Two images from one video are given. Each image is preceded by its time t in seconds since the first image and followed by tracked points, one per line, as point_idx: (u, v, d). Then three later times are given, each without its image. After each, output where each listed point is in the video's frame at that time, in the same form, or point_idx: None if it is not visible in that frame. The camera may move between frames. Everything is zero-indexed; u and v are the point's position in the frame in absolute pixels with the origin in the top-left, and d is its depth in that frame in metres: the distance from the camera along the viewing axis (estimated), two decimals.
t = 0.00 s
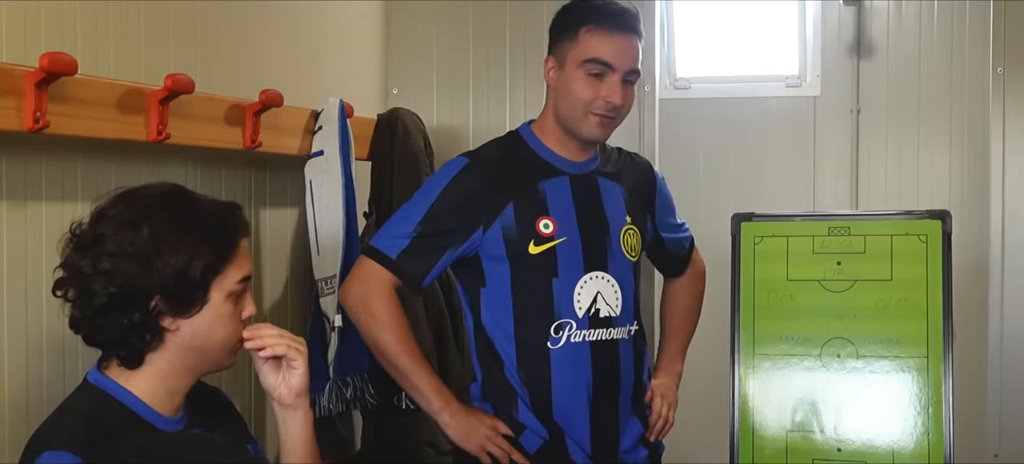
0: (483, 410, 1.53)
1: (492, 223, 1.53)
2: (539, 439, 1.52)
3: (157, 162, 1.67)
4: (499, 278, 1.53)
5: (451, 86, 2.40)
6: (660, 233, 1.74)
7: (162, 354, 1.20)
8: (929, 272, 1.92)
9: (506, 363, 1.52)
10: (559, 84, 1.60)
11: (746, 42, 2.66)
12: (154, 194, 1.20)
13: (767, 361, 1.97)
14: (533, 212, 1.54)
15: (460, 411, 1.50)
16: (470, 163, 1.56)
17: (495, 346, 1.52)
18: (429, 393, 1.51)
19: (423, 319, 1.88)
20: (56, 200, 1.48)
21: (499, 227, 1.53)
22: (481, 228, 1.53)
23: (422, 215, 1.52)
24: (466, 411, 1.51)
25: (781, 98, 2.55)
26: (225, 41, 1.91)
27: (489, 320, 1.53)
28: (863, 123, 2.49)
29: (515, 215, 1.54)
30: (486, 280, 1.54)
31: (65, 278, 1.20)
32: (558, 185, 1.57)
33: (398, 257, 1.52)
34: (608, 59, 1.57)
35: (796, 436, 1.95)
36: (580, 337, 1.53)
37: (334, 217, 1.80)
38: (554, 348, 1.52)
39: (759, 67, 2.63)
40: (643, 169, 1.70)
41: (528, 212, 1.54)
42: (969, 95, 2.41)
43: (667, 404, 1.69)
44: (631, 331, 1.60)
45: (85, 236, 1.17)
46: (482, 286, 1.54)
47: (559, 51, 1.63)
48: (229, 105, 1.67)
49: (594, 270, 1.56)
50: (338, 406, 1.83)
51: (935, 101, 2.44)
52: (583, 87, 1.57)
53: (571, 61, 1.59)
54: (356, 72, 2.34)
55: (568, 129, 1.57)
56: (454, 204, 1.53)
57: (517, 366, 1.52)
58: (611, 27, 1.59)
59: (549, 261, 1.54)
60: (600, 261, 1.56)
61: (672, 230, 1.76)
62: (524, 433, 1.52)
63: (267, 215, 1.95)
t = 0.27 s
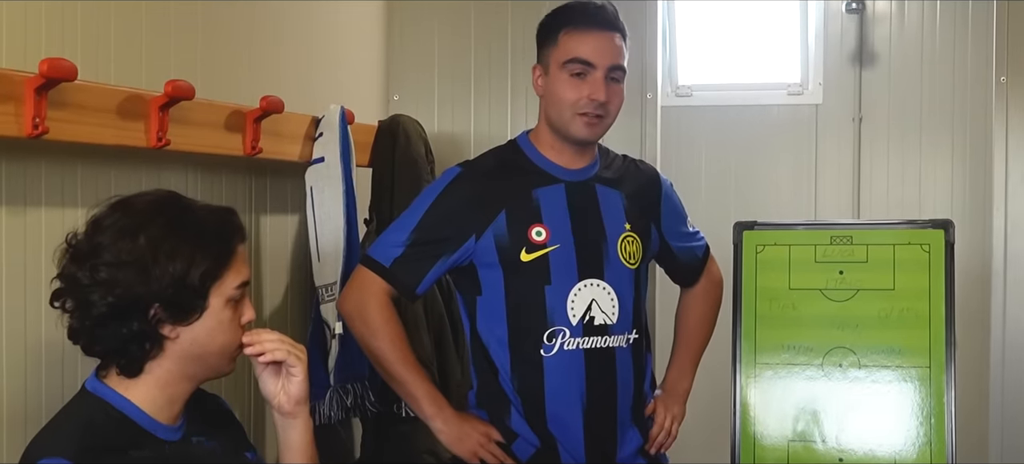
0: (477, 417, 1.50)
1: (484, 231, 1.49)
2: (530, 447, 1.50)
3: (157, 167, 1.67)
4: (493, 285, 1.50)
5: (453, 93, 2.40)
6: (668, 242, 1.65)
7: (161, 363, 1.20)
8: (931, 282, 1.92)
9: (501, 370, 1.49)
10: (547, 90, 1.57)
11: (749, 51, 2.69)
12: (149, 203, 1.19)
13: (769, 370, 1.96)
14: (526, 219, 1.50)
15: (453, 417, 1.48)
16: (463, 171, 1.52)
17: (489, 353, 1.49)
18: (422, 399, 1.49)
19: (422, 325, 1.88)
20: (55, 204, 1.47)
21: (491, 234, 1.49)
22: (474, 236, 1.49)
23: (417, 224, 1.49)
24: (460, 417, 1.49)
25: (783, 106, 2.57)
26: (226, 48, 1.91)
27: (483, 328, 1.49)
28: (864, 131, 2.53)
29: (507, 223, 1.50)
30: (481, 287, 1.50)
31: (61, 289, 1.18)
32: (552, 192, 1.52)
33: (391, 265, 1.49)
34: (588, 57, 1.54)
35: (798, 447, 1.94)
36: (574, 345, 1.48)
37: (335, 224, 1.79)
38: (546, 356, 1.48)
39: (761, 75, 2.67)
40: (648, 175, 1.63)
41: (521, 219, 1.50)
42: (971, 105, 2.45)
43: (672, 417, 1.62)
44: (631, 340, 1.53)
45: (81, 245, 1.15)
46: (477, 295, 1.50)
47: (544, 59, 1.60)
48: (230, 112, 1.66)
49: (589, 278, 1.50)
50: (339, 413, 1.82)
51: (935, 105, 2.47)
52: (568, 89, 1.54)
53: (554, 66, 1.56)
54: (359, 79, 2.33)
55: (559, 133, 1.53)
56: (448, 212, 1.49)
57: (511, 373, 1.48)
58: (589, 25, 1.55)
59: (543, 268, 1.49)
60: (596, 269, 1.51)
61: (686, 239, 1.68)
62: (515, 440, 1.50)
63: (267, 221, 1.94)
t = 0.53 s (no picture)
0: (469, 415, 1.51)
1: (478, 231, 1.49)
2: (518, 447, 1.50)
3: (157, 167, 1.66)
4: (487, 286, 1.50)
5: (454, 94, 2.39)
6: (673, 244, 1.62)
7: (159, 362, 1.19)
8: (933, 285, 1.92)
9: (491, 371, 1.50)
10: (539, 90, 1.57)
11: (751, 52, 2.69)
12: (147, 202, 1.18)
13: (770, 373, 1.96)
14: (518, 221, 1.49)
15: (444, 414, 1.48)
16: (460, 172, 1.52)
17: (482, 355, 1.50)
18: (413, 395, 1.49)
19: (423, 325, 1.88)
20: (54, 204, 1.47)
21: (484, 235, 1.49)
22: (467, 236, 1.49)
23: (413, 223, 1.50)
24: (451, 416, 1.48)
25: (784, 107, 2.57)
26: (227, 47, 1.90)
27: (478, 328, 1.51)
28: (867, 133, 2.52)
29: (500, 224, 1.49)
30: (476, 288, 1.51)
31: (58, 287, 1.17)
32: (547, 193, 1.51)
33: (386, 263, 1.50)
34: (573, 51, 1.53)
35: (799, 450, 1.94)
36: (564, 347, 1.48)
37: (335, 225, 1.79)
38: (537, 358, 1.48)
39: (762, 75, 2.66)
40: (652, 177, 1.60)
41: (514, 220, 1.49)
42: (973, 108, 2.45)
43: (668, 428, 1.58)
44: (625, 344, 1.51)
45: (78, 244, 1.14)
46: (473, 295, 1.51)
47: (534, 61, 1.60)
48: (231, 111, 1.66)
49: (582, 281, 1.49)
50: (339, 414, 1.81)
51: (937, 106, 2.47)
52: (557, 85, 1.53)
53: (542, 65, 1.56)
54: (360, 79, 2.33)
55: (554, 131, 1.53)
56: (444, 212, 1.49)
57: (502, 375, 1.49)
58: (573, 20, 1.55)
59: (534, 269, 1.48)
60: (590, 272, 1.49)
61: (692, 242, 1.64)
62: (502, 441, 1.50)
63: (267, 221, 1.93)
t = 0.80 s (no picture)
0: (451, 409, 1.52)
1: (458, 231, 1.50)
2: (490, 445, 1.50)
3: (156, 165, 1.66)
4: (466, 286, 1.50)
5: (454, 92, 2.39)
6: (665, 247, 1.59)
7: (157, 360, 1.19)
8: (934, 286, 1.91)
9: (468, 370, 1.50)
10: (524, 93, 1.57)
11: (751, 52, 2.68)
12: (144, 200, 1.15)
13: (770, 373, 1.95)
14: (497, 223, 1.49)
15: (421, 408, 1.50)
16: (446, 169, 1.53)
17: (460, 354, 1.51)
18: (394, 389, 1.51)
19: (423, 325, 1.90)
20: (53, 202, 1.46)
21: (464, 235, 1.49)
22: (447, 235, 1.50)
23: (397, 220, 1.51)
24: (428, 410, 1.50)
25: (785, 108, 2.57)
26: (227, 46, 1.90)
27: (458, 325, 1.51)
28: (868, 134, 2.52)
29: (480, 225, 1.49)
30: (457, 287, 1.51)
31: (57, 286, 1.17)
32: (528, 195, 1.50)
33: (371, 257, 1.52)
34: (554, 51, 1.54)
35: (799, 450, 1.93)
36: (537, 351, 1.47)
37: (335, 225, 1.79)
38: (511, 361, 1.48)
39: (762, 75, 2.66)
40: (643, 178, 1.57)
41: (493, 222, 1.49)
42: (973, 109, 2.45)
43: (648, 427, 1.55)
44: (603, 349, 1.50)
45: (76, 242, 1.14)
46: (455, 293, 1.52)
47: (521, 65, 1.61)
48: (230, 110, 1.66)
49: (559, 285, 1.48)
50: (338, 413, 1.81)
51: (938, 107, 2.47)
52: (540, 85, 1.54)
53: (526, 67, 1.57)
54: (360, 78, 2.33)
55: (538, 132, 1.52)
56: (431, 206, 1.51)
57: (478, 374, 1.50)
58: (555, 18, 1.56)
59: (511, 273, 1.48)
60: (567, 276, 1.48)
61: (689, 243, 1.61)
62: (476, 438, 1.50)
63: (266, 220, 1.93)
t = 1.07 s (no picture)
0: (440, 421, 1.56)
1: (427, 256, 1.54)
2: (474, 452, 1.58)
3: (159, 167, 1.66)
4: (438, 306, 1.56)
5: (456, 94, 2.38)
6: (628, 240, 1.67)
7: (160, 363, 1.19)
8: (937, 289, 1.91)
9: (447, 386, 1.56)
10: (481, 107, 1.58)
11: (753, 54, 2.68)
12: (141, 204, 1.16)
13: (772, 376, 1.96)
14: (468, 246, 1.54)
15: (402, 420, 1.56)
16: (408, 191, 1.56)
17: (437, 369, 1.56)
18: (372, 403, 1.56)
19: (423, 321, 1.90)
20: (56, 204, 1.46)
21: (434, 260, 1.54)
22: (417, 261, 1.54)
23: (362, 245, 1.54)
24: (409, 421, 1.56)
25: (787, 109, 2.56)
26: (229, 48, 1.90)
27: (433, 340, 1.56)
28: (870, 136, 2.52)
29: (449, 249, 1.54)
30: (429, 305, 1.57)
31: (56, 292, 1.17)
32: (497, 214, 1.55)
33: (337, 282, 1.55)
34: (510, 70, 1.54)
35: (801, 453, 1.93)
36: (516, 367, 1.54)
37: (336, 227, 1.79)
38: (489, 377, 1.54)
39: (764, 77, 2.65)
40: (605, 178, 1.64)
41: (463, 244, 1.54)
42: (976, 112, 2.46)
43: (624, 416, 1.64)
44: (577, 354, 1.58)
45: (74, 248, 1.13)
46: (426, 310, 1.57)
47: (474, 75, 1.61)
48: (233, 112, 1.66)
49: (534, 300, 1.55)
50: (340, 415, 1.81)
51: (940, 109, 2.48)
52: (497, 104, 1.54)
53: (482, 82, 1.57)
54: (362, 79, 2.32)
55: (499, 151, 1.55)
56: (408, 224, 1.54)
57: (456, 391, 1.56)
58: (510, 34, 1.56)
59: (485, 293, 1.54)
60: (540, 291, 1.55)
61: (649, 232, 1.69)
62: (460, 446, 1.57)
63: (269, 221, 1.93)
